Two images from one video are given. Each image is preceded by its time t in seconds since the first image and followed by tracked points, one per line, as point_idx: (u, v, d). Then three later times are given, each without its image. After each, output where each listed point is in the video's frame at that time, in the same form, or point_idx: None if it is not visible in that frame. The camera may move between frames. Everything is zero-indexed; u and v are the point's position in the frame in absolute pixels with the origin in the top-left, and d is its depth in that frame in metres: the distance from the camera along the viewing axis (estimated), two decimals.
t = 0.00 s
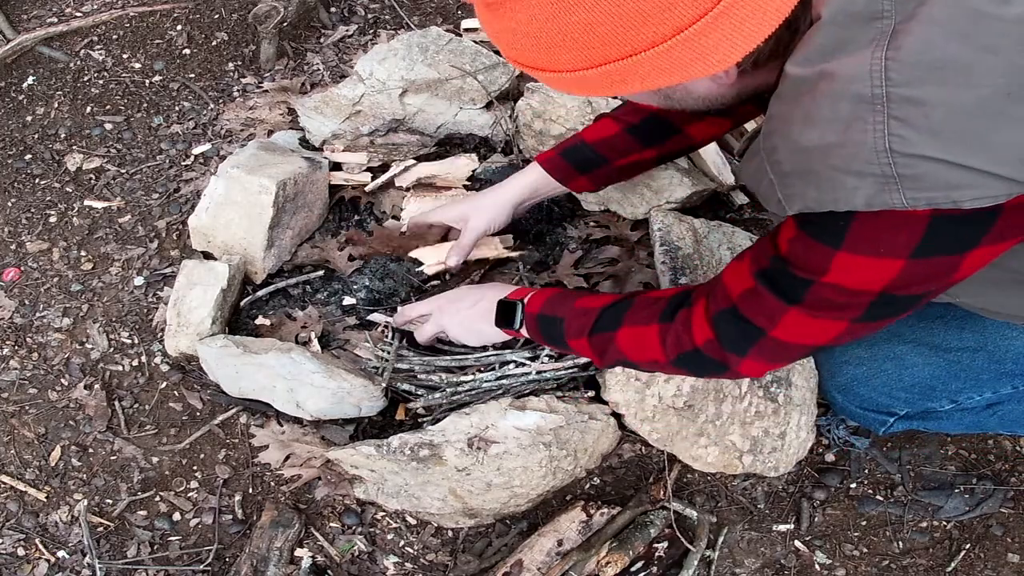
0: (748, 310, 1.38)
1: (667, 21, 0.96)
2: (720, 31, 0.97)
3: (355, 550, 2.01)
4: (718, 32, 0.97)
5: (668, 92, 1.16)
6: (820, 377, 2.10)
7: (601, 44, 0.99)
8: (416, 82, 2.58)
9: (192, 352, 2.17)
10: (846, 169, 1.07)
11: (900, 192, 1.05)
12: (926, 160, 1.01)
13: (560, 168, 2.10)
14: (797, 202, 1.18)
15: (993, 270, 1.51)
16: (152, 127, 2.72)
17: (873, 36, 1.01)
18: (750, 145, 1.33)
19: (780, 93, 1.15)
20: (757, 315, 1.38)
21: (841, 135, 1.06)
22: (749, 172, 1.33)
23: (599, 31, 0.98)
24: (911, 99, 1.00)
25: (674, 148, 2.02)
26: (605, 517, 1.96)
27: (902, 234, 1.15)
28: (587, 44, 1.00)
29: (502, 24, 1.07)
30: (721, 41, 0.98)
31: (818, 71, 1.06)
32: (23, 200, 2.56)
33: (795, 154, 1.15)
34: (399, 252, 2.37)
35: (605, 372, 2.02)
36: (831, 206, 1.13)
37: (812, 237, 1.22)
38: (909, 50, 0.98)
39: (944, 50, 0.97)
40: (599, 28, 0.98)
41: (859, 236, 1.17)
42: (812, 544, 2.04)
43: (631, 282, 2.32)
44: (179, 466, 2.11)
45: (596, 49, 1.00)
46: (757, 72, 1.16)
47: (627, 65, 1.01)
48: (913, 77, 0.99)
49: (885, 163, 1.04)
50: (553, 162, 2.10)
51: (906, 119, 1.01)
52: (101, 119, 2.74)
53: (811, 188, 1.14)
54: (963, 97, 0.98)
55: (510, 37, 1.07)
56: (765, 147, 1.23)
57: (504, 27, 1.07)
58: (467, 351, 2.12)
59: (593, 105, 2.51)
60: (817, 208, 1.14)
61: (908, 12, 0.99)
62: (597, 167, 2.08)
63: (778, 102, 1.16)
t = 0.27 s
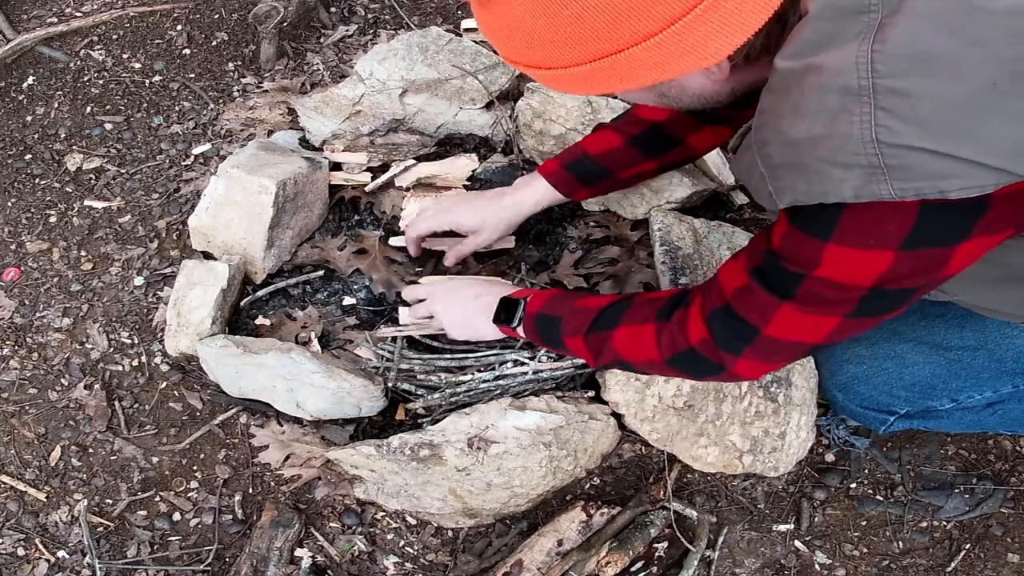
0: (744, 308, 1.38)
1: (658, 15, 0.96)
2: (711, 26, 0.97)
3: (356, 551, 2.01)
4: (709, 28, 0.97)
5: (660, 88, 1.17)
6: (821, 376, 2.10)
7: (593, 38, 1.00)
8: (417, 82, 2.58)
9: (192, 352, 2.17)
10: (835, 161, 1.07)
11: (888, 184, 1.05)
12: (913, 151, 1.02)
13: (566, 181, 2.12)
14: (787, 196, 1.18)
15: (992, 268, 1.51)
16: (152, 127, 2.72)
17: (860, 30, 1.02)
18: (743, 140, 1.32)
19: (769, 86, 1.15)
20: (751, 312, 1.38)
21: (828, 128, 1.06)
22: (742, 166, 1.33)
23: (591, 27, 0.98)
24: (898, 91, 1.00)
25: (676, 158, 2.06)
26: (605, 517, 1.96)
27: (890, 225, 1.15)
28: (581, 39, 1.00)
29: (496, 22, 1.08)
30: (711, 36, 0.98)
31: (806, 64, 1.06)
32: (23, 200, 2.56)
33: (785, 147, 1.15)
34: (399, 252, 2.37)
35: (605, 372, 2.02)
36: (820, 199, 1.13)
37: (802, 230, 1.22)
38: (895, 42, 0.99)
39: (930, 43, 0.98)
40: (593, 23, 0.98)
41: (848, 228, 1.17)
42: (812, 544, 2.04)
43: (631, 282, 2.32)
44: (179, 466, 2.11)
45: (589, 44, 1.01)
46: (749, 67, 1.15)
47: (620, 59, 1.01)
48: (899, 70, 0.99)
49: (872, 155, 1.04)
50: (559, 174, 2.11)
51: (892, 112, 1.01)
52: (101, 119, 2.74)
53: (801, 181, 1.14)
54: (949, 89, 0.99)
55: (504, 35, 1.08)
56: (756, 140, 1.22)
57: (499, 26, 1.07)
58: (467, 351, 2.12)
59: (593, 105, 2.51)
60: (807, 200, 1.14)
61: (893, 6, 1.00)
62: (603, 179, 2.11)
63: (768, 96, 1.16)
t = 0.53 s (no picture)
0: (744, 307, 1.38)
1: (655, 24, 0.96)
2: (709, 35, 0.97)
3: (355, 550, 2.01)
4: (706, 36, 0.97)
5: (660, 98, 1.16)
6: (821, 375, 2.10)
7: (591, 50, 1.00)
8: (417, 82, 2.58)
9: (192, 352, 2.17)
10: (836, 170, 1.07)
11: (890, 192, 1.05)
12: (913, 159, 1.01)
13: (586, 206, 2.10)
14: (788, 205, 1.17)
15: (990, 270, 1.51)
16: (152, 127, 2.72)
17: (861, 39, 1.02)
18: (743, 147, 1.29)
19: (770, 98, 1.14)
20: (751, 312, 1.38)
21: (829, 137, 1.06)
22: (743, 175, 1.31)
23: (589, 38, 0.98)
24: (899, 99, 1.00)
25: (691, 167, 2.05)
26: (605, 517, 1.96)
27: (890, 231, 1.15)
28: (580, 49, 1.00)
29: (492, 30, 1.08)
30: (709, 44, 0.98)
31: (806, 73, 1.06)
32: (23, 200, 2.56)
33: (785, 157, 1.14)
34: (399, 252, 2.37)
35: (605, 372, 2.02)
36: (822, 208, 1.12)
37: (803, 233, 1.22)
38: (895, 51, 0.99)
39: (930, 51, 0.98)
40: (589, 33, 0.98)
41: (849, 233, 1.17)
42: (812, 544, 2.04)
43: (631, 282, 2.32)
44: (179, 466, 2.11)
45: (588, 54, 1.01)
46: (749, 75, 1.14)
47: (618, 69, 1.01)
48: (899, 78, 0.99)
49: (874, 163, 1.03)
50: (580, 200, 2.09)
51: (894, 120, 1.01)
52: (102, 119, 2.74)
53: (803, 190, 1.13)
54: (949, 97, 0.99)
55: (502, 46, 1.08)
56: (756, 149, 1.21)
57: (495, 35, 1.07)
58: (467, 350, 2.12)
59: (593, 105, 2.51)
60: (809, 207, 1.14)
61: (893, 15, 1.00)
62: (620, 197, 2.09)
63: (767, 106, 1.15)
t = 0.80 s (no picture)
0: (755, 313, 1.38)
1: (656, 26, 0.96)
2: (710, 36, 0.97)
3: (355, 550, 2.01)
4: (707, 37, 0.97)
5: (661, 100, 1.16)
6: (821, 375, 2.10)
7: (592, 52, 1.00)
8: (416, 82, 2.58)
9: (192, 352, 2.16)
10: (836, 172, 1.07)
11: (889, 194, 1.05)
12: (912, 162, 1.02)
13: (566, 192, 2.08)
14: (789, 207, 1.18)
15: (991, 270, 1.52)
16: (152, 127, 2.72)
17: (859, 43, 1.01)
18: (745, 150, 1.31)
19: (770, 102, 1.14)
20: (763, 317, 1.38)
21: (828, 141, 1.06)
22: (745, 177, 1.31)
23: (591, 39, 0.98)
24: (897, 104, 1.00)
25: (675, 159, 2.06)
26: (605, 517, 1.96)
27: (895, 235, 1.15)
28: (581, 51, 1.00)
29: (496, 33, 1.08)
30: (711, 45, 0.98)
31: (805, 77, 1.06)
32: (24, 200, 2.56)
33: (785, 159, 1.15)
34: (399, 252, 2.37)
35: (605, 372, 2.02)
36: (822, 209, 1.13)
37: (808, 241, 1.22)
38: (893, 56, 0.98)
39: (928, 55, 0.98)
40: (590, 35, 0.98)
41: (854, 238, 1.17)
42: (812, 544, 2.04)
43: (631, 282, 2.32)
44: (179, 466, 2.11)
45: (589, 56, 1.00)
46: (750, 77, 1.14)
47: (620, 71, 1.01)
48: (898, 82, 0.99)
49: (873, 166, 1.04)
50: (559, 185, 2.08)
51: (892, 124, 1.01)
52: (101, 118, 2.74)
53: (803, 192, 1.14)
54: (947, 100, 0.98)
55: (505, 50, 1.08)
56: (757, 151, 1.22)
57: (499, 38, 1.08)
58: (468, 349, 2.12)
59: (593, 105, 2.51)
60: (809, 210, 1.14)
61: (892, 19, 1.00)
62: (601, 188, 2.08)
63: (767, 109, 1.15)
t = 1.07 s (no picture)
0: (756, 312, 1.38)
1: (664, 13, 0.96)
2: (717, 26, 0.97)
3: (356, 550, 2.01)
4: (714, 27, 0.97)
5: (666, 92, 1.17)
6: (822, 375, 2.11)
7: (599, 39, 1.00)
8: (417, 82, 2.58)
9: (192, 351, 2.16)
10: (841, 163, 1.08)
11: (894, 186, 1.06)
12: (918, 155, 1.02)
13: (550, 154, 2.09)
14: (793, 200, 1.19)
15: (993, 269, 1.52)
16: (152, 127, 2.72)
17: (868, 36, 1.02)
18: (750, 143, 1.34)
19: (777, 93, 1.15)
20: (764, 316, 1.38)
21: (834, 132, 1.07)
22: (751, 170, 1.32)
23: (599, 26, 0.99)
24: (905, 97, 1.00)
25: (666, 152, 2.03)
26: (605, 517, 1.96)
27: (898, 235, 1.15)
28: (589, 38, 1.00)
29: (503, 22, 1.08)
30: (718, 35, 0.98)
31: (813, 68, 1.07)
32: (23, 200, 2.56)
33: (791, 151, 1.15)
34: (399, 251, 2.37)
35: (605, 372, 2.02)
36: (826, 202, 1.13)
37: (810, 238, 1.22)
38: (901, 48, 0.99)
39: (935, 48, 0.98)
40: (598, 21, 0.98)
41: (856, 237, 1.17)
42: (812, 544, 2.04)
43: (631, 282, 2.32)
44: (179, 466, 2.11)
45: (596, 43, 1.01)
46: (756, 67, 1.14)
47: (626, 60, 1.01)
48: (906, 75, 0.99)
49: (878, 158, 1.04)
50: (548, 145, 2.09)
51: (898, 116, 1.01)
52: (101, 119, 2.74)
53: (808, 184, 1.14)
54: (954, 94, 0.99)
55: (513, 38, 1.08)
56: (763, 144, 1.23)
57: (506, 26, 1.08)
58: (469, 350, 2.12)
59: (593, 105, 2.52)
60: (813, 203, 1.15)
61: (900, 11, 1.00)
62: (584, 161, 2.08)
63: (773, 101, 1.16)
